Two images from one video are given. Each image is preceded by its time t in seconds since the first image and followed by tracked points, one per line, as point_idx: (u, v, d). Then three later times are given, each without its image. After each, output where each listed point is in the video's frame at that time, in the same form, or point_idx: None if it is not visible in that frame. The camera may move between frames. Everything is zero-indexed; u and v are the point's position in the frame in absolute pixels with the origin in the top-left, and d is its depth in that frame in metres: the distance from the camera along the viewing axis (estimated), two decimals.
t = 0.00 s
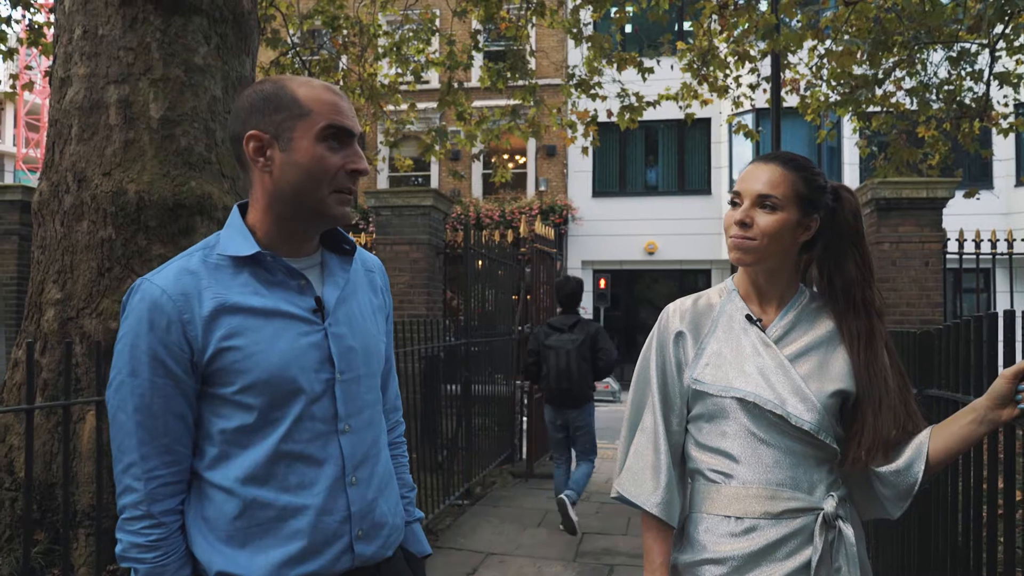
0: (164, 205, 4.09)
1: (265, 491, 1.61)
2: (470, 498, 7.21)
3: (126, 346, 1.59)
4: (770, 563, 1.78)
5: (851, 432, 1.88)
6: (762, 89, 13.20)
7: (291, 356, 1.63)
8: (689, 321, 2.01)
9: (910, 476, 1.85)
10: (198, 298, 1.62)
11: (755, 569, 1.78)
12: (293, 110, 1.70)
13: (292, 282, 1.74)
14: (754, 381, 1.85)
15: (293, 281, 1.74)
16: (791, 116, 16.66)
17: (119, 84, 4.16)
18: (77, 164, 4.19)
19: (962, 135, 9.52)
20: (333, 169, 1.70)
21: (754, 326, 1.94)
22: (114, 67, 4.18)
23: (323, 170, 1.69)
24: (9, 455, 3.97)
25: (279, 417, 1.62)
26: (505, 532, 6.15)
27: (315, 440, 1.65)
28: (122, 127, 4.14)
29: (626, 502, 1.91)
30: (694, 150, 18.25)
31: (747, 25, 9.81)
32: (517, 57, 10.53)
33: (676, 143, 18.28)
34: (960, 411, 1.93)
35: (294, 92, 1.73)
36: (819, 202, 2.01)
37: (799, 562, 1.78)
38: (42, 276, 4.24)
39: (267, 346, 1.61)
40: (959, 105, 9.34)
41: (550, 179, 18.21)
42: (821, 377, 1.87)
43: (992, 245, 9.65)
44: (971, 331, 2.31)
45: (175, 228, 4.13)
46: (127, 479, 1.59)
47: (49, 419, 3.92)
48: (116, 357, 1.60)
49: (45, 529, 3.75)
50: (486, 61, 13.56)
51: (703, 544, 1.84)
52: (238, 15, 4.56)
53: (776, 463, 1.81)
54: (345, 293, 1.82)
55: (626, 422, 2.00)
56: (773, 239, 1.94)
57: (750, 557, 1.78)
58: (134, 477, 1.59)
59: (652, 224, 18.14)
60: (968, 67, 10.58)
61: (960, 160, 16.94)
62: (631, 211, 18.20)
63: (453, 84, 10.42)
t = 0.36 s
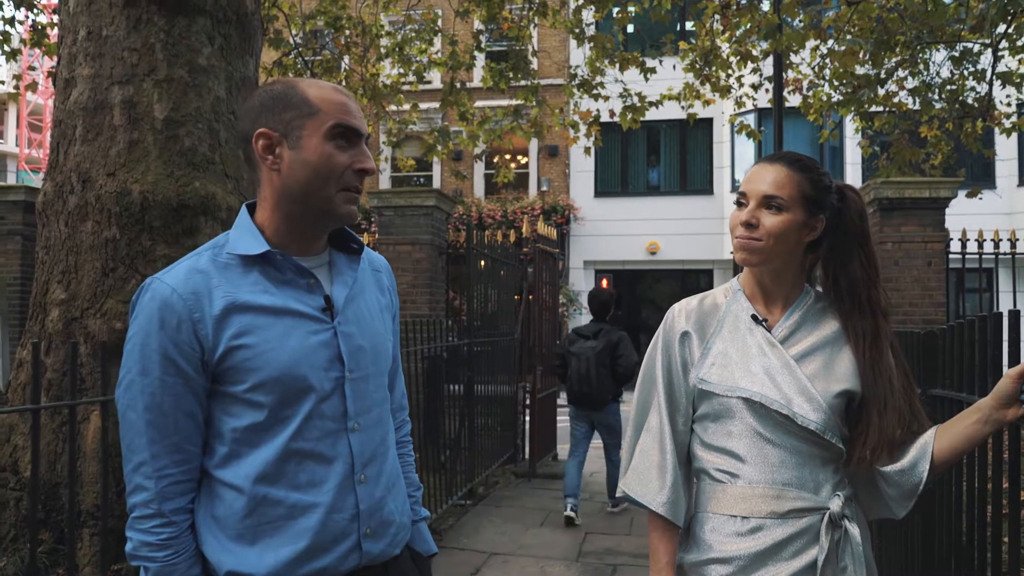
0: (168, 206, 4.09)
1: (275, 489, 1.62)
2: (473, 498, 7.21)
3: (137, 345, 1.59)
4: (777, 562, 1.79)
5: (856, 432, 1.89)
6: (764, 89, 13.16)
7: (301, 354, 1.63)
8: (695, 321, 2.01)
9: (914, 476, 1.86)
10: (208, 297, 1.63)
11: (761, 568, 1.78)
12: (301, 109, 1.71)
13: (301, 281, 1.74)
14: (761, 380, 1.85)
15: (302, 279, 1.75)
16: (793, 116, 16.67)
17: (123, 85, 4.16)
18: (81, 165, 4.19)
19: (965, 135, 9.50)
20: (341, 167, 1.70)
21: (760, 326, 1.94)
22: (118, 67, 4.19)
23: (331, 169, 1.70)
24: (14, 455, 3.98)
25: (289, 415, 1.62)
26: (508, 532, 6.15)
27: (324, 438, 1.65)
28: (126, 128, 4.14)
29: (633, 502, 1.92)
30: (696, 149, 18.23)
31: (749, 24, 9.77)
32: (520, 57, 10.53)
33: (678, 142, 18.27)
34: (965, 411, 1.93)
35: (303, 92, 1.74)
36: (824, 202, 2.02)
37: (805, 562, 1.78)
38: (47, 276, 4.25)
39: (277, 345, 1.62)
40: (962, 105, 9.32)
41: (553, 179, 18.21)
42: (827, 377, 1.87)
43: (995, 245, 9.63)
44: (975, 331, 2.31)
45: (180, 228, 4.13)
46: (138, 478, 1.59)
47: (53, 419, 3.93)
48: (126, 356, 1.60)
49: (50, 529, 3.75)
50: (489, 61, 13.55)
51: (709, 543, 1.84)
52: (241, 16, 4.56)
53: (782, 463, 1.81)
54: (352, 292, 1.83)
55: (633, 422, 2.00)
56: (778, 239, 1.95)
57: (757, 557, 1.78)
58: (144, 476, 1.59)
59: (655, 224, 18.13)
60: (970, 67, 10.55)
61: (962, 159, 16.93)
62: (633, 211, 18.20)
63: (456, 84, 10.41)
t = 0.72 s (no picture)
0: (171, 207, 4.10)
1: (282, 489, 1.63)
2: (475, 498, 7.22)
3: (144, 346, 1.61)
4: (778, 562, 1.79)
5: (857, 432, 1.90)
6: (765, 89, 13.15)
7: (307, 355, 1.64)
8: (697, 322, 2.02)
9: (915, 476, 1.87)
10: (215, 298, 1.64)
11: (764, 568, 1.79)
12: (308, 112, 1.72)
13: (306, 282, 1.75)
14: (762, 381, 1.86)
15: (307, 280, 1.76)
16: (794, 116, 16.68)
17: (126, 87, 4.18)
18: (84, 166, 4.21)
19: (967, 135, 9.49)
20: (346, 171, 1.71)
21: (763, 327, 1.95)
22: (121, 69, 4.20)
23: (336, 172, 1.71)
24: (18, 455, 3.99)
25: (295, 416, 1.63)
26: (510, 532, 6.16)
27: (330, 438, 1.66)
28: (129, 129, 4.16)
29: (635, 502, 1.92)
30: (697, 150, 18.23)
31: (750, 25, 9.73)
32: (521, 58, 10.54)
33: (679, 143, 18.26)
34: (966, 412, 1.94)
35: (310, 95, 1.75)
36: (826, 203, 2.03)
37: (807, 561, 1.79)
38: (50, 277, 4.26)
39: (283, 345, 1.63)
40: (963, 105, 9.32)
41: (554, 179, 18.22)
42: (828, 378, 1.88)
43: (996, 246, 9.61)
44: (976, 332, 2.32)
45: (182, 229, 4.13)
46: (145, 478, 1.61)
47: (57, 420, 3.94)
48: (133, 357, 1.62)
49: (53, 530, 3.76)
50: (490, 62, 13.54)
51: (712, 543, 1.85)
52: (243, 18, 4.57)
53: (784, 463, 1.82)
54: (357, 293, 1.83)
55: (635, 422, 2.01)
56: (780, 240, 1.96)
57: (759, 556, 1.79)
58: (152, 476, 1.60)
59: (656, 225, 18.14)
60: (971, 67, 10.54)
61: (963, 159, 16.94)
62: (634, 212, 18.22)
63: (458, 85, 10.40)
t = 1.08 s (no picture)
0: (172, 207, 4.11)
1: (284, 487, 1.64)
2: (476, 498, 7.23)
3: (147, 347, 1.62)
4: (776, 559, 1.81)
5: (856, 430, 1.91)
6: (766, 89, 13.14)
7: (308, 354, 1.66)
8: (696, 322, 2.04)
9: (914, 474, 1.88)
10: (217, 298, 1.66)
11: (761, 566, 1.81)
12: (315, 118, 1.73)
13: (307, 283, 1.77)
14: (761, 380, 1.87)
15: (308, 281, 1.77)
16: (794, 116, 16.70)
17: (127, 88, 4.19)
18: (86, 166, 4.22)
19: (967, 135, 9.48)
20: (349, 179, 1.72)
21: (761, 327, 1.96)
22: (122, 69, 4.21)
23: (339, 180, 1.72)
24: (20, 455, 4.00)
25: (296, 415, 1.65)
26: (511, 532, 6.17)
27: (332, 436, 1.68)
28: (131, 130, 4.17)
29: (634, 500, 1.94)
30: (697, 150, 18.23)
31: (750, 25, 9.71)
32: (521, 58, 10.56)
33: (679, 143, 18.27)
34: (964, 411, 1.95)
35: (317, 100, 1.76)
36: (827, 206, 2.04)
37: (805, 559, 1.81)
38: (52, 278, 4.28)
39: (284, 344, 1.64)
40: (963, 105, 9.32)
41: (554, 180, 18.23)
42: (827, 377, 1.89)
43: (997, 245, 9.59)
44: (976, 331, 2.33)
45: (184, 229, 4.14)
46: (148, 476, 1.62)
47: (59, 420, 3.96)
48: (136, 357, 1.63)
49: (56, 529, 3.76)
50: (490, 62, 13.53)
51: (710, 541, 1.87)
52: (244, 19, 4.58)
53: (782, 461, 1.83)
54: (358, 293, 1.85)
55: (634, 420, 2.02)
56: (780, 241, 1.97)
57: (757, 554, 1.80)
58: (155, 475, 1.62)
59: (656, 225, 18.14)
60: (972, 67, 10.53)
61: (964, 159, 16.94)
62: (635, 212, 18.23)
63: (458, 85, 10.40)
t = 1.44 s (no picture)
0: (174, 207, 4.13)
1: (288, 484, 1.66)
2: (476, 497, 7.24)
3: (152, 346, 1.64)
4: (774, 556, 1.82)
5: (853, 427, 1.92)
6: (765, 89, 13.16)
7: (311, 354, 1.67)
8: (694, 320, 2.06)
9: (910, 470, 1.90)
10: (222, 298, 1.67)
11: (759, 563, 1.82)
12: (317, 118, 1.75)
13: (310, 283, 1.79)
14: (759, 378, 1.89)
15: (311, 281, 1.79)
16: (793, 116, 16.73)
17: (129, 88, 4.21)
18: (88, 166, 4.24)
19: (967, 135, 9.49)
20: (350, 179, 1.74)
21: (759, 326, 1.98)
22: (124, 70, 4.23)
23: (340, 179, 1.73)
24: (22, 453, 4.02)
25: (300, 413, 1.66)
26: (511, 531, 6.19)
27: (335, 434, 1.69)
28: (132, 130, 4.19)
29: (633, 498, 1.96)
30: (697, 150, 18.25)
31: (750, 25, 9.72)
32: (521, 58, 10.58)
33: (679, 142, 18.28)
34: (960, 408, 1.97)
35: (320, 101, 1.78)
36: (823, 205, 2.06)
37: (803, 556, 1.82)
38: (54, 278, 4.29)
39: (287, 344, 1.66)
40: (962, 105, 9.33)
41: (554, 179, 18.25)
42: (824, 375, 1.91)
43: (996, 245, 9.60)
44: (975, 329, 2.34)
45: (185, 229, 4.16)
46: (154, 474, 1.64)
47: (61, 419, 3.98)
48: (141, 356, 1.64)
49: (58, 528, 3.79)
50: (490, 62, 13.55)
51: (708, 538, 1.88)
52: (245, 19, 4.60)
53: (779, 458, 1.85)
54: (360, 293, 1.86)
55: (633, 418, 2.04)
56: (777, 239, 1.99)
57: (755, 551, 1.82)
58: (160, 472, 1.63)
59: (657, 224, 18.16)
60: (971, 67, 10.54)
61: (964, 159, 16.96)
62: (635, 211, 18.24)
63: (458, 85, 10.41)
